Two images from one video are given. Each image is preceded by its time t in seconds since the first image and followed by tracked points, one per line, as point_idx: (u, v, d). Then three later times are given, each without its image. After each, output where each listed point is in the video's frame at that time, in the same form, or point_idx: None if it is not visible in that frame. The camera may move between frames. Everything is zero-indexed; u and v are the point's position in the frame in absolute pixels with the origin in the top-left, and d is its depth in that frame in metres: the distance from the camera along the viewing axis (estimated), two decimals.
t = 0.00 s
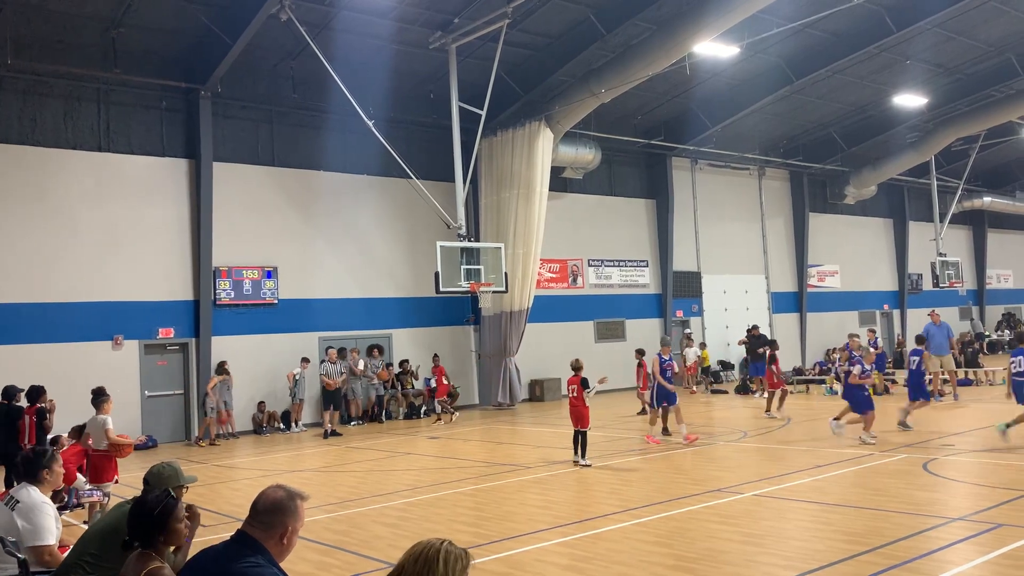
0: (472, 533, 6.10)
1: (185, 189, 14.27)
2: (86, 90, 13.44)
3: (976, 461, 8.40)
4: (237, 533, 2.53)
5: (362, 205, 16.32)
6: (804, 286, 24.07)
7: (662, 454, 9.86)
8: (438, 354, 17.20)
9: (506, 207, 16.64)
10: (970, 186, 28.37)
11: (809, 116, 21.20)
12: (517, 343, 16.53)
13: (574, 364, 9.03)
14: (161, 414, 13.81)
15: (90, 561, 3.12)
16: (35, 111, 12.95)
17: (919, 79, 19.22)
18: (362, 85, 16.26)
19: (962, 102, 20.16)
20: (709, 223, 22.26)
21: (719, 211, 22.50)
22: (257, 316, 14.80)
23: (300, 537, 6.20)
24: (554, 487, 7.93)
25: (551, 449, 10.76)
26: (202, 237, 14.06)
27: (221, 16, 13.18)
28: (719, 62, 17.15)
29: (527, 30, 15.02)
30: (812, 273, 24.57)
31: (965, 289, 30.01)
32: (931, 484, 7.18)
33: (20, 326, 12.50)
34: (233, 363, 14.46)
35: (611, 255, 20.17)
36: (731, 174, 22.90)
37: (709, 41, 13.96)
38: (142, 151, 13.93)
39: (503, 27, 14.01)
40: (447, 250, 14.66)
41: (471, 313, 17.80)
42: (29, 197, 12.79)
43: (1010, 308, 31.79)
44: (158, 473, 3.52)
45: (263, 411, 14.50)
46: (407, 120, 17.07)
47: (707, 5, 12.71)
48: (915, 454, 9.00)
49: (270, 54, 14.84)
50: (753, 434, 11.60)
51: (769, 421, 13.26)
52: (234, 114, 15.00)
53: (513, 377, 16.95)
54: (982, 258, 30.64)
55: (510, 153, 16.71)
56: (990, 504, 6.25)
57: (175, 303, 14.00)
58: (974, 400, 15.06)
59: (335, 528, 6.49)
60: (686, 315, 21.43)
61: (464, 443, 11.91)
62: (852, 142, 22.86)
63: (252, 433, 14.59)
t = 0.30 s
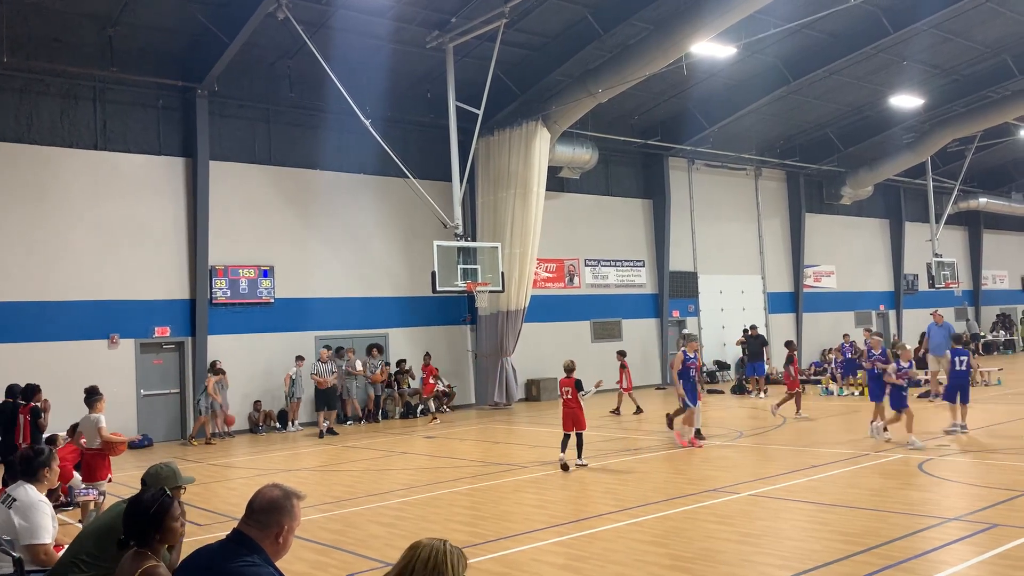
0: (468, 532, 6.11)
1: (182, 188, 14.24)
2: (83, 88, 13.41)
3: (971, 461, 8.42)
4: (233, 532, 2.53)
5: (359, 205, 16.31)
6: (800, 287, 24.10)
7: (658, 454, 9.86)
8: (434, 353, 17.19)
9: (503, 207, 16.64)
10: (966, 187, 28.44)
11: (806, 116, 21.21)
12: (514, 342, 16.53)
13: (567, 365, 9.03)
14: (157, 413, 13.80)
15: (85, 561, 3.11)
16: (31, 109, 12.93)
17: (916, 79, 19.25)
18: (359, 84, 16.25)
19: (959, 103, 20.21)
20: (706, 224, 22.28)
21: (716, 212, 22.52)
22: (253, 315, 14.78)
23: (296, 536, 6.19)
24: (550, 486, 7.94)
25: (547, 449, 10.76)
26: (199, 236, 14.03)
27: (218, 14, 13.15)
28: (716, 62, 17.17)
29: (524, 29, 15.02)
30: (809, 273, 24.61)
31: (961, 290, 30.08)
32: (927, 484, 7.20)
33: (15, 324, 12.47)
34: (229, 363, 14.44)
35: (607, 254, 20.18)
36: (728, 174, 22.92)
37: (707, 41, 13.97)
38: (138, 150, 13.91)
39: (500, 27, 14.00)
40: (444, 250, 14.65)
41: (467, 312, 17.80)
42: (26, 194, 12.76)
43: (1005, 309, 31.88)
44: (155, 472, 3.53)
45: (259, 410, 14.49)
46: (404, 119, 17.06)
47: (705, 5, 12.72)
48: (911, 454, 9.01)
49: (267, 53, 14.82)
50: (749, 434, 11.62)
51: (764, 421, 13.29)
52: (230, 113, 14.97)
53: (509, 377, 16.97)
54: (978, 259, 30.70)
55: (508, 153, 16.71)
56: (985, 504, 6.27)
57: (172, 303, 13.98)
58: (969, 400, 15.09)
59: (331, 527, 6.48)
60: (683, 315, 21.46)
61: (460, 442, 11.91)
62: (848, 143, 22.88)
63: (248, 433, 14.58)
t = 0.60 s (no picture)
0: (463, 530, 6.11)
1: (178, 185, 14.20)
2: (79, 85, 13.37)
3: (965, 460, 8.45)
4: (229, 530, 2.53)
5: (355, 202, 16.30)
6: (796, 286, 24.15)
7: (653, 452, 9.87)
8: (430, 351, 17.19)
9: (500, 205, 16.63)
10: (961, 187, 28.52)
11: (802, 115, 21.24)
12: (510, 341, 16.53)
13: (558, 364, 9.03)
14: (152, 410, 13.77)
15: (80, 557, 3.11)
16: (27, 106, 12.89)
17: (912, 79, 19.28)
18: (355, 82, 16.23)
19: (954, 103, 20.25)
20: (702, 222, 22.30)
21: (712, 211, 22.54)
22: (249, 313, 14.75)
23: (291, 534, 6.19)
24: (546, 484, 7.94)
25: (543, 447, 10.77)
26: (194, 233, 14.00)
27: (214, 11, 13.12)
28: (713, 61, 17.18)
29: (521, 27, 15.00)
30: (804, 272, 24.66)
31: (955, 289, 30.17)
32: (921, 483, 7.22)
33: (10, 321, 12.44)
34: (224, 360, 14.42)
35: (603, 253, 20.19)
36: (725, 173, 22.95)
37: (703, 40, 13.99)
38: (134, 147, 13.87)
39: (497, 25, 14.00)
40: (440, 248, 14.64)
41: (463, 310, 17.79)
42: (21, 191, 12.72)
43: (1000, 308, 31.98)
44: (151, 470, 3.52)
45: (254, 407, 14.50)
46: (401, 117, 17.04)
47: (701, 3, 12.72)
48: (905, 453, 9.04)
49: (263, 50, 14.79)
50: (744, 433, 11.65)
51: (760, 419, 13.31)
52: (226, 110, 14.93)
53: (505, 374, 17.02)
54: (973, 259, 30.78)
55: (504, 151, 16.71)
56: (979, 503, 6.29)
57: (167, 300, 13.95)
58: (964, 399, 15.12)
59: (326, 525, 6.48)
60: (679, 314, 21.49)
61: (456, 440, 11.92)
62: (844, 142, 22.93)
63: (243, 430, 14.56)
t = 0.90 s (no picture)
0: (457, 527, 6.10)
1: (171, 180, 14.15)
2: (72, 79, 13.31)
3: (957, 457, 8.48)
4: (222, 525, 2.52)
5: (349, 199, 16.26)
6: (790, 284, 24.20)
7: (647, 449, 9.88)
8: (424, 348, 17.18)
9: (494, 201, 16.62)
10: (955, 185, 28.62)
11: (797, 113, 21.28)
12: (504, 338, 16.53)
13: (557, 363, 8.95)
14: (146, 407, 13.73)
15: (72, 553, 3.10)
16: (20, 101, 12.83)
17: (906, 77, 19.33)
18: (350, 78, 16.18)
19: (948, 101, 20.32)
20: (697, 220, 22.32)
21: (707, 208, 22.57)
22: (243, 310, 14.71)
23: (285, 530, 6.18)
24: (539, 481, 7.95)
25: (537, 444, 10.77)
26: (188, 229, 13.96)
27: (208, 6, 13.07)
28: (708, 58, 17.18)
29: (516, 24, 14.99)
30: (798, 270, 24.71)
31: (948, 287, 30.30)
32: (914, 481, 7.24)
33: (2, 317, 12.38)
34: (218, 357, 14.39)
35: (598, 250, 20.19)
36: (719, 171, 22.98)
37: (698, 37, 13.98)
38: (127, 142, 13.81)
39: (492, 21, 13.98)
40: (434, 244, 14.62)
41: (458, 307, 17.77)
42: (14, 187, 12.66)
43: (993, 306, 32.11)
44: (143, 466, 3.52)
45: (248, 404, 14.46)
46: (396, 113, 17.00)
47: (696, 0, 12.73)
48: (898, 451, 9.06)
49: (258, 46, 14.75)
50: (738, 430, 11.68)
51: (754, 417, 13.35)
52: (220, 105, 14.87)
53: (499, 372, 16.92)
54: (967, 257, 30.89)
55: (499, 148, 16.69)
56: (971, 500, 6.31)
57: (161, 296, 13.91)
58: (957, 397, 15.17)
59: (320, 521, 6.47)
60: (673, 311, 21.52)
61: (450, 437, 11.91)
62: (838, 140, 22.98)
63: (237, 426, 14.53)
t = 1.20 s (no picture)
0: (449, 523, 6.12)
1: (162, 176, 14.09)
2: (62, 74, 13.22)
3: (946, 453, 8.55)
4: (213, 521, 2.52)
5: (341, 195, 16.23)
6: (781, 280, 24.28)
7: (639, 445, 9.92)
8: (416, 344, 17.17)
9: (487, 198, 16.61)
10: (946, 182, 28.75)
11: (788, 110, 21.32)
12: (496, 334, 16.55)
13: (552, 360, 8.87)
14: (137, 403, 13.67)
15: (63, 550, 3.09)
16: (9, 95, 12.74)
17: (898, 75, 19.39)
18: (343, 74, 16.14)
19: (939, 98, 20.41)
20: (689, 217, 22.37)
21: (699, 205, 22.62)
22: (234, 306, 14.68)
23: (277, 527, 6.18)
24: (532, 477, 7.96)
25: (529, 440, 10.79)
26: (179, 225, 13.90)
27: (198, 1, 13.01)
28: (700, 55, 17.20)
29: (508, 20, 14.98)
30: (789, 267, 24.80)
31: (938, 284, 30.49)
32: (904, 476, 7.29)
33: None
34: (209, 353, 14.35)
35: (590, 247, 20.21)
36: (711, 168, 23.03)
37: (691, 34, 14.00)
38: (118, 138, 13.74)
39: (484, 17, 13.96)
40: (427, 241, 14.63)
41: (450, 304, 17.77)
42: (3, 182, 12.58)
43: (983, 303, 32.28)
44: (134, 463, 3.51)
45: (240, 400, 14.40)
46: (388, 109, 16.97)
47: None
48: (888, 447, 9.12)
49: (250, 41, 14.69)
50: (729, 426, 11.72)
51: (745, 413, 13.39)
52: (212, 101, 14.81)
53: (492, 367, 16.99)
54: (957, 254, 31.05)
55: (491, 144, 16.68)
56: (960, 496, 6.37)
57: (152, 292, 13.86)
58: (946, 393, 15.27)
59: (312, 517, 6.48)
60: (665, 308, 21.56)
61: (442, 434, 11.92)
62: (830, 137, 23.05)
63: (228, 423, 14.49)
